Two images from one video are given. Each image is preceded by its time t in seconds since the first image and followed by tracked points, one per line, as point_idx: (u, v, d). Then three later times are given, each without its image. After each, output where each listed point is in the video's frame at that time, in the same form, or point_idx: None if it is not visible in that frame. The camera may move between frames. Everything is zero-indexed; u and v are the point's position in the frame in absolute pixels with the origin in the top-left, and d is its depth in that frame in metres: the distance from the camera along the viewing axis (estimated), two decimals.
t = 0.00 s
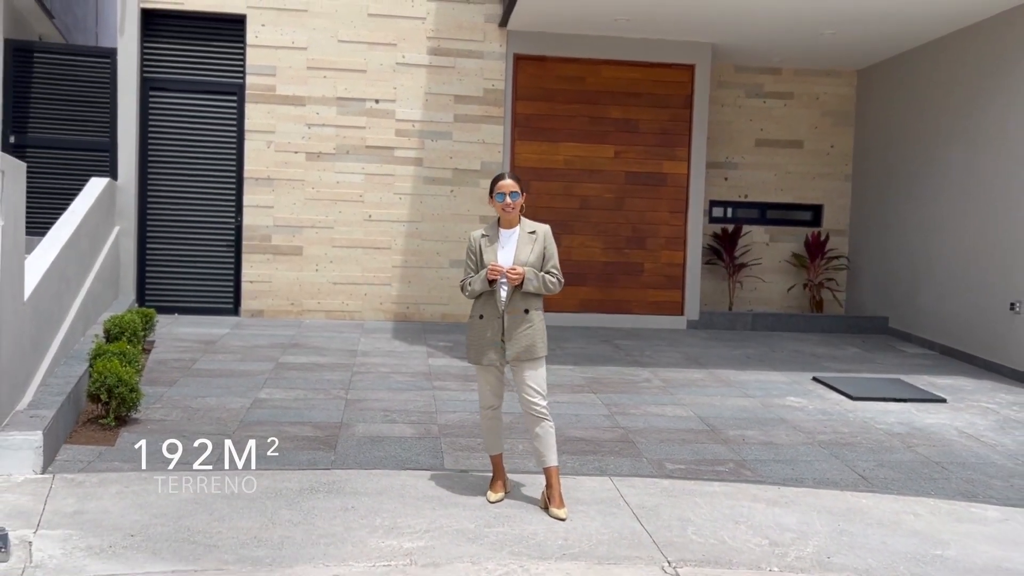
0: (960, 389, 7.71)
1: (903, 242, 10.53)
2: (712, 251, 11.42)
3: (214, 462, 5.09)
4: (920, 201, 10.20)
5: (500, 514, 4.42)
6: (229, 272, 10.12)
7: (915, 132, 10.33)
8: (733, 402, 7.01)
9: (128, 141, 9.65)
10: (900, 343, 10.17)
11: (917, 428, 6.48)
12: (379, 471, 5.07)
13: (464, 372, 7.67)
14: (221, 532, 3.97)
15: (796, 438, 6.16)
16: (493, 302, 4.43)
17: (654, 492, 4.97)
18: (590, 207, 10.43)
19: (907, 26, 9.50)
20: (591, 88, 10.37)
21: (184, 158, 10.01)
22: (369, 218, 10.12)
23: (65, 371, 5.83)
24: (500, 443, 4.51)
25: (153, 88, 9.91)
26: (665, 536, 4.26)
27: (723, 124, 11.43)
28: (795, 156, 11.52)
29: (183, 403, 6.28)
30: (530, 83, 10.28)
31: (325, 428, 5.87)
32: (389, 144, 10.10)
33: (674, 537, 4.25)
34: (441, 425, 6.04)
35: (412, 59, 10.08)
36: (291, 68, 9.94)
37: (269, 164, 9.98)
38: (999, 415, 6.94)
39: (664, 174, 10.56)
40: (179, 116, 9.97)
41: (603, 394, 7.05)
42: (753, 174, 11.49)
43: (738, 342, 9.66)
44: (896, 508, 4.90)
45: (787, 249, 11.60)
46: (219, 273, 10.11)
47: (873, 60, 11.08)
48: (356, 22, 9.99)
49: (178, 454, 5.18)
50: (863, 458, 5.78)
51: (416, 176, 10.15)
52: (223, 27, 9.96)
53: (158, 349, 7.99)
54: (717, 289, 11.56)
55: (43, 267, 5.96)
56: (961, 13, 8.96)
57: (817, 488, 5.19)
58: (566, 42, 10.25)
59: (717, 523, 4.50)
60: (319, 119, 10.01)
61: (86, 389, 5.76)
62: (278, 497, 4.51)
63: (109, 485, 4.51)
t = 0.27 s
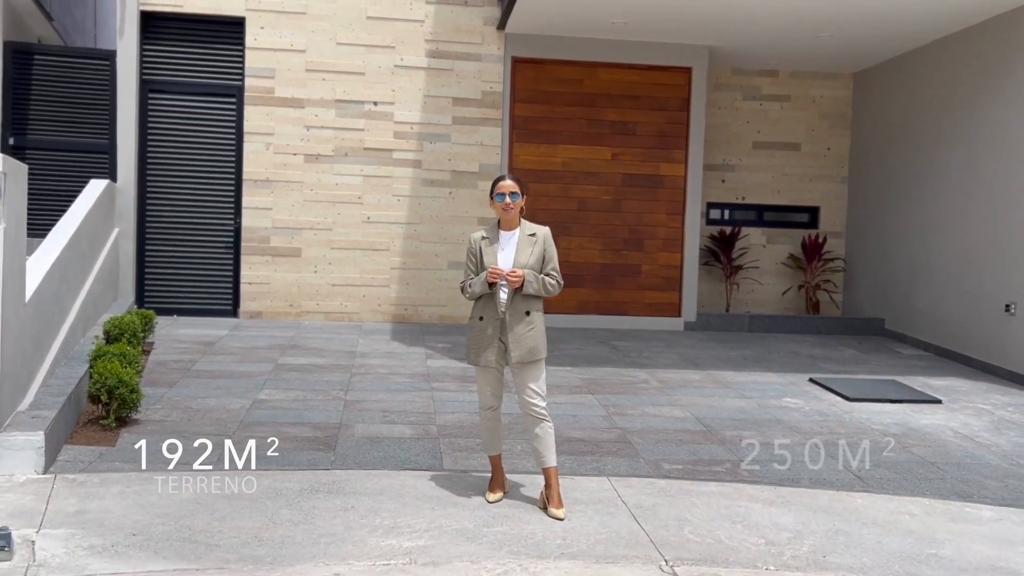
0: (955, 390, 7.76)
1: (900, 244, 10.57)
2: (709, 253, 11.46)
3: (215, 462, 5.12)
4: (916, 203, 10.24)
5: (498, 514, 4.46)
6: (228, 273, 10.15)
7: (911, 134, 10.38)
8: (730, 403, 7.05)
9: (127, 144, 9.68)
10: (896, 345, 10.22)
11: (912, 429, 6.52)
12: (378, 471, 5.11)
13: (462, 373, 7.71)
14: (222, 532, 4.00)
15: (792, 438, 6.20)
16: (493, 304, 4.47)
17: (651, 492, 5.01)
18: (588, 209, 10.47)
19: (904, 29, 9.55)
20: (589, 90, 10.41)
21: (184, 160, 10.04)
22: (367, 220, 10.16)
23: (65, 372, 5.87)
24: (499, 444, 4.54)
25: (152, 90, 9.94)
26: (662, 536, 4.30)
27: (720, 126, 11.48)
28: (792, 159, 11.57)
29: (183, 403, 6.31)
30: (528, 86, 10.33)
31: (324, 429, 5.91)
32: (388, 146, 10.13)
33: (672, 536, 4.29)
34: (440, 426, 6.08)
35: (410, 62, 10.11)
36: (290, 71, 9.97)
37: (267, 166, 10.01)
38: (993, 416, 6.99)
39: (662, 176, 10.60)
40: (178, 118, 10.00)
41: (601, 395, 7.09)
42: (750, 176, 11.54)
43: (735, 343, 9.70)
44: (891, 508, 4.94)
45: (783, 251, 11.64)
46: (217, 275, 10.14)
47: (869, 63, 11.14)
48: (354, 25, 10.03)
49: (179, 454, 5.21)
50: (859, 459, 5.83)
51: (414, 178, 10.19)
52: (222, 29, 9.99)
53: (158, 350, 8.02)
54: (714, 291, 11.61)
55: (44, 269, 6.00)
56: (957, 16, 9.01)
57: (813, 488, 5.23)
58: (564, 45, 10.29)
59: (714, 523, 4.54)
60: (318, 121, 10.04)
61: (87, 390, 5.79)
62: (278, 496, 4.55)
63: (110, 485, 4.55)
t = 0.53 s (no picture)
0: (951, 392, 7.81)
1: (895, 246, 10.63)
2: (706, 255, 11.50)
3: (216, 463, 5.15)
4: (912, 206, 10.30)
5: (499, 515, 4.49)
6: (227, 275, 10.17)
7: (907, 137, 10.43)
8: (728, 405, 7.10)
9: (126, 146, 9.70)
10: (892, 347, 10.28)
11: (908, 430, 6.57)
12: (379, 472, 5.14)
13: (461, 375, 7.75)
14: (225, 532, 4.03)
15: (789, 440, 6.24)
16: (494, 304, 4.50)
17: (650, 493, 5.04)
18: (585, 212, 10.52)
19: (899, 32, 9.60)
20: (586, 93, 10.46)
21: (182, 162, 10.06)
22: (366, 222, 10.19)
23: (66, 374, 5.89)
24: (500, 445, 4.58)
25: (151, 93, 9.97)
26: (661, 536, 4.34)
27: (716, 129, 11.54)
28: (789, 161, 11.63)
29: (184, 405, 6.34)
30: (525, 89, 10.37)
31: (324, 430, 5.94)
32: (386, 149, 10.17)
33: (671, 537, 4.33)
34: (439, 428, 6.11)
35: (408, 65, 10.15)
36: (288, 74, 10.00)
37: (266, 169, 10.04)
38: (989, 417, 7.04)
39: (659, 179, 10.65)
40: (176, 121, 10.03)
41: (599, 397, 7.13)
42: (747, 179, 11.60)
43: (732, 345, 9.75)
44: (887, 508, 4.98)
45: (779, 253, 11.69)
46: (215, 277, 10.16)
47: (865, 66, 11.20)
48: (353, 28, 10.07)
49: (180, 456, 5.24)
50: (855, 460, 5.87)
51: (412, 181, 10.22)
52: (221, 32, 10.02)
53: (157, 352, 8.04)
54: (711, 293, 11.65)
55: (45, 272, 6.02)
56: (953, 20, 9.06)
57: (810, 489, 5.27)
58: (562, 48, 10.34)
59: (712, 523, 4.57)
60: (316, 124, 10.07)
61: (88, 392, 5.82)
62: (280, 498, 4.58)
63: (113, 486, 4.57)
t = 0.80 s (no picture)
0: (946, 394, 7.88)
1: (890, 248, 10.70)
2: (702, 258, 11.57)
3: (218, 465, 5.18)
4: (906, 209, 10.37)
5: (500, 515, 4.54)
6: (225, 278, 10.20)
7: (901, 140, 10.50)
8: (725, 406, 7.15)
9: (124, 149, 9.72)
10: (886, 349, 10.35)
11: (904, 432, 6.63)
12: (380, 473, 5.18)
13: (460, 377, 7.78)
14: (229, 533, 4.06)
15: (786, 441, 6.30)
16: (498, 308, 4.55)
17: (650, 494, 5.09)
18: (582, 215, 10.57)
19: (894, 37, 9.67)
20: (583, 97, 10.52)
21: (180, 165, 10.08)
22: (364, 225, 10.22)
23: (68, 376, 5.92)
24: (501, 447, 4.60)
25: (149, 96, 10.00)
26: (661, 536, 4.38)
27: (712, 132, 11.60)
28: (784, 165, 11.70)
29: (184, 407, 6.36)
30: (523, 92, 10.43)
31: (325, 432, 5.97)
32: (384, 152, 10.21)
33: (670, 537, 4.37)
34: (439, 429, 6.15)
35: (406, 68, 10.19)
36: (286, 77, 10.03)
37: (264, 172, 10.07)
38: (983, 419, 7.10)
39: (655, 182, 10.71)
40: (175, 124, 10.05)
41: (597, 399, 7.18)
42: (742, 182, 11.66)
43: (728, 347, 9.80)
44: (884, 509, 5.03)
45: (775, 255, 11.76)
46: (213, 280, 10.18)
47: (860, 70, 11.27)
48: (351, 32, 10.10)
49: (182, 457, 5.27)
50: (851, 461, 5.92)
51: (410, 184, 10.26)
52: (219, 36, 10.05)
53: (156, 354, 8.06)
54: (707, 296, 11.72)
55: (47, 275, 6.04)
56: (947, 24, 9.13)
57: (808, 490, 5.32)
58: (559, 52, 10.40)
59: (711, 523, 4.62)
60: (314, 127, 10.10)
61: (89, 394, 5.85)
62: (282, 499, 4.61)
63: (116, 488, 4.60)
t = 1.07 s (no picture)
0: (939, 396, 7.95)
1: (882, 252, 10.79)
2: (696, 261, 11.64)
3: (219, 467, 5.22)
4: (899, 212, 10.45)
5: (499, 516, 4.58)
6: (221, 281, 10.22)
7: (893, 144, 10.59)
8: (720, 409, 7.20)
9: (121, 153, 9.74)
10: (880, 351, 10.42)
11: (897, 433, 6.69)
12: (380, 476, 5.22)
13: (457, 380, 7.83)
14: (231, 534, 4.09)
15: (781, 443, 6.36)
16: (505, 313, 4.61)
17: (647, 495, 5.14)
18: (578, 218, 10.63)
19: (887, 42, 9.77)
20: (578, 101, 10.58)
21: (177, 168, 10.11)
22: (360, 228, 10.26)
23: (67, 380, 5.94)
24: (502, 449, 4.65)
25: (147, 100, 10.02)
26: (659, 537, 4.43)
27: (706, 136, 11.67)
28: (778, 168, 11.78)
29: (183, 410, 6.39)
30: (519, 96, 10.48)
31: (324, 435, 6.01)
32: (380, 156, 10.24)
33: (668, 537, 4.42)
34: (437, 432, 6.19)
35: (402, 72, 10.24)
36: (282, 81, 10.06)
37: (260, 175, 10.10)
38: (976, 421, 7.18)
39: (650, 186, 10.77)
40: (172, 128, 10.08)
41: (594, 401, 7.23)
42: (736, 186, 11.74)
43: (723, 350, 9.87)
44: (879, 509, 5.09)
45: (768, 259, 11.84)
46: (210, 283, 10.20)
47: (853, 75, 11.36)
48: (347, 36, 10.14)
49: (182, 459, 5.30)
50: (846, 463, 5.98)
51: (407, 187, 10.30)
52: (216, 40, 10.08)
53: (153, 357, 8.08)
54: (701, 298, 11.78)
55: (46, 278, 6.07)
56: (939, 30, 9.22)
57: (803, 491, 5.37)
58: (554, 56, 10.47)
59: (708, 524, 4.67)
60: (311, 131, 10.14)
61: (89, 397, 5.87)
62: (283, 501, 4.64)
63: (117, 490, 4.62)
